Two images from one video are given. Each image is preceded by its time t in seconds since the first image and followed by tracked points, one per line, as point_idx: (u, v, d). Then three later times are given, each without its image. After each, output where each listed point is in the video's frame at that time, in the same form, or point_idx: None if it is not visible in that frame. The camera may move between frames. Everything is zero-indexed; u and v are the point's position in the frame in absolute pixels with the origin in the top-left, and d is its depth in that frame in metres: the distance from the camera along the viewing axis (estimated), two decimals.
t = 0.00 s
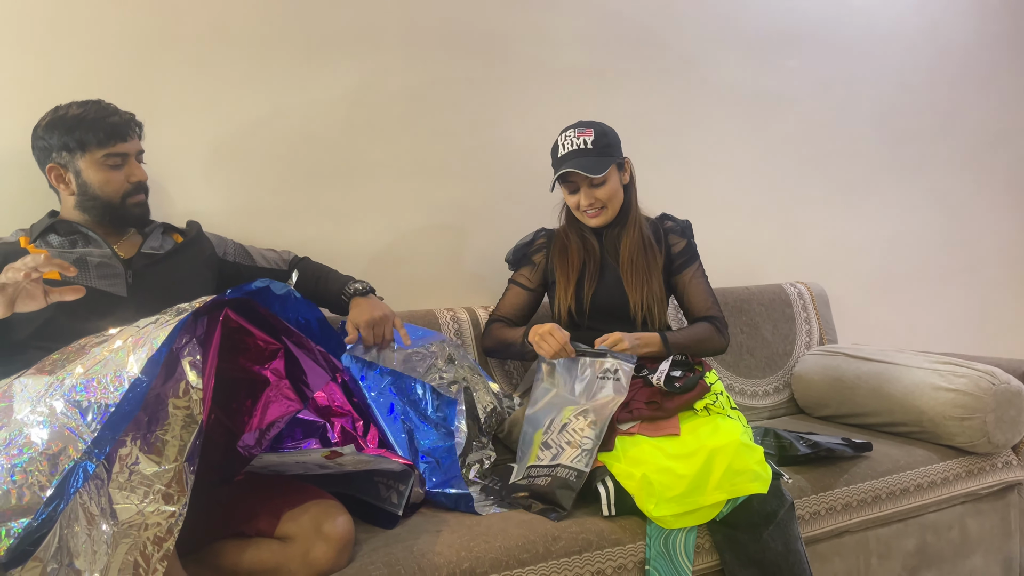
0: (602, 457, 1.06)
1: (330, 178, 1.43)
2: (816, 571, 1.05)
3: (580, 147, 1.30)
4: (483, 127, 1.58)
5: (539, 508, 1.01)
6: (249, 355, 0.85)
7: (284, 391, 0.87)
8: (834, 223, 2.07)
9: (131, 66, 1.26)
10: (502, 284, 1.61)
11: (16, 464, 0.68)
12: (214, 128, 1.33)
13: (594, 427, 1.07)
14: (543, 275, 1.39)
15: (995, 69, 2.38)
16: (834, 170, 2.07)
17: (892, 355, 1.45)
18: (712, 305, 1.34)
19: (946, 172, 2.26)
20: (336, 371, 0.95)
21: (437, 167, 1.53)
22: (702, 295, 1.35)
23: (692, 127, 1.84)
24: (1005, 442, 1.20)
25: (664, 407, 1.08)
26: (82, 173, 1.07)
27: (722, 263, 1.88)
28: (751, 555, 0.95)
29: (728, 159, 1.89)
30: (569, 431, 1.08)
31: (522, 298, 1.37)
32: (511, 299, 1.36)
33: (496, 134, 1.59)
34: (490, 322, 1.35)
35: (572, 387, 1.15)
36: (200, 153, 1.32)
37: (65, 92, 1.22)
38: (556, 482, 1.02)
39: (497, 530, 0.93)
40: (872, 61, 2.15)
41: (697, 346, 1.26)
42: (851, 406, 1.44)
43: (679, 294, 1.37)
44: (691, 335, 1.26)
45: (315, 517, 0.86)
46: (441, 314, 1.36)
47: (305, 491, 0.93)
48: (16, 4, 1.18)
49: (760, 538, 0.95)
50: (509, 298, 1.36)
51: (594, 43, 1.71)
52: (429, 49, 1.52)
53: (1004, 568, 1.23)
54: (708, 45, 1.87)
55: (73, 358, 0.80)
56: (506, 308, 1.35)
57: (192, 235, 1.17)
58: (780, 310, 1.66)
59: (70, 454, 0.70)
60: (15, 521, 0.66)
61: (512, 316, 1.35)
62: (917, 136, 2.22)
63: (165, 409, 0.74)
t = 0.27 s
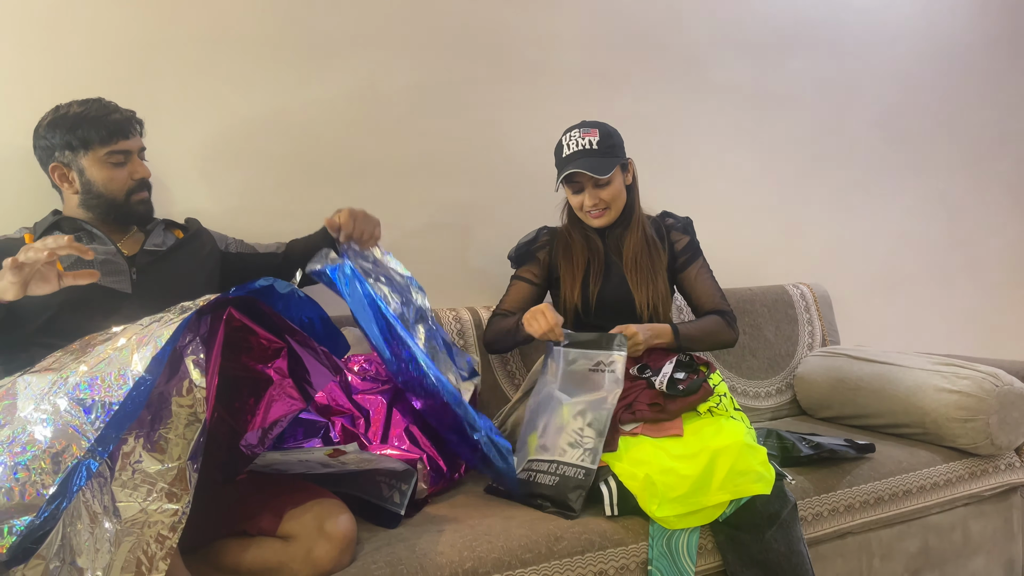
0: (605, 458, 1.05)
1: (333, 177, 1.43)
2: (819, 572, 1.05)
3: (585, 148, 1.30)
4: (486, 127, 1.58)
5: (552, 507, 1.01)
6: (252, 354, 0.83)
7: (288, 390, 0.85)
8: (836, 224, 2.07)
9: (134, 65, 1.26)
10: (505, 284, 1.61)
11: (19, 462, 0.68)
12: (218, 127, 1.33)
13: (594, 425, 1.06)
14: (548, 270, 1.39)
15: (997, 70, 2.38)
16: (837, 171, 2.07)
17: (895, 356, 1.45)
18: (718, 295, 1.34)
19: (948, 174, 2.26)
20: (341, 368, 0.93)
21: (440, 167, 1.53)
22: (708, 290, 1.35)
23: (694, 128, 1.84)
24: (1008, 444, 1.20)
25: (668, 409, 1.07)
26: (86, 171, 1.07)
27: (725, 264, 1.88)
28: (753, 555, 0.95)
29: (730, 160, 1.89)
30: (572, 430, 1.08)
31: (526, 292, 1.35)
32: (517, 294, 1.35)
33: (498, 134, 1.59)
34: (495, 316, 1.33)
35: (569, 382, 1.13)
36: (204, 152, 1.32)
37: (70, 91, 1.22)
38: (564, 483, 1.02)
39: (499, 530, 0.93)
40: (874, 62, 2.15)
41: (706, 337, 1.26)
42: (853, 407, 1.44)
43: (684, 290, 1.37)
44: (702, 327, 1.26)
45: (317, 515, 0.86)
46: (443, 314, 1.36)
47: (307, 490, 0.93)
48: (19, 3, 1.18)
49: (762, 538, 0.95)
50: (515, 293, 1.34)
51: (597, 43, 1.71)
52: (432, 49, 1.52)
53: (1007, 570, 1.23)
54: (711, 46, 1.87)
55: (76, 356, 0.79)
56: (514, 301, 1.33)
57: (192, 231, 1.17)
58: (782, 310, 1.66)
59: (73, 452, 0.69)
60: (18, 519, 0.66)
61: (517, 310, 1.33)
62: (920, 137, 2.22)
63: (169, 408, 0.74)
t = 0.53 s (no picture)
0: (605, 459, 1.05)
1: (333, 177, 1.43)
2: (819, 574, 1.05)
3: (588, 146, 1.30)
4: (486, 128, 1.58)
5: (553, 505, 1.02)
6: (251, 353, 0.82)
7: (287, 390, 0.83)
8: (837, 225, 2.06)
9: (133, 66, 1.26)
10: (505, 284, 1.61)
11: (18, 462, 0.67)
12: (218, 128, 1.33)
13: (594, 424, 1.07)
14: (547, 272, 1.39)
15: (998, 71, 2.37)
16: (837, 172, 2.07)
17: (895, 357, 1.45)
18: (717, 295, 1.33)
19: (949, 175, 2.25)
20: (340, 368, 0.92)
21: (440, 167, 1.53)
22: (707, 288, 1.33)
23: (694, 129, 1.84)
24: (1007, 445, 1.20)
25: (667, 410, 1.07)
26: (73, 170, 1.08)
27: (725, 264, 1.88)
28: (752, 556, 0.95)
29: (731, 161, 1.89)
30: (572, 430, 1.08)
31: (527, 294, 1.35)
32: (517, 297, 1.35)
33: (498, 135, 1.59)
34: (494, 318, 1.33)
35: (568, 380, 1.14)
36: (204, 153, 1.32)
37: (71, 91, 1.22)
38: (564, 481, 1.02)
39: (498, 531, 0.93)
40: (875, 63, 2.14)
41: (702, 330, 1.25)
42: (853, 408, 1.43)
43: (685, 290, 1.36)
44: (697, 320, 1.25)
45: (316, 516, 0.86)
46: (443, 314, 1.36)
47: (306, 490, 0.93)
48: (18, 3, 1.19)
49: (762, 539, 0.95)
50: (515, 296, 1.34)
51: (597, 44, 1.71)
52: (432, 49, 1.52)
53: (1007, 571, 1.23)
54: (711, 46, 1.87)
55: (75, 355, 0.79)
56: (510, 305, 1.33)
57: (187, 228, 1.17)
58: (782, 311, 1.66)
59: (72, 453, 0.69)
60: (17, 519, 0.66)
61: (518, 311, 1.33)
62: (920, 138, 2.21)
63: (167, 408, 0.75)
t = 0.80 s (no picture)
0: (605, 459, 1.06)
1: (333, 177, 1.43)
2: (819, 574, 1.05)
3: (591, 144, 1.30)
4: (486, 128, 1.58)
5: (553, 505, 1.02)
6: (251, 354, 0.82)
7: (287, 391, 0.83)
8: (837, 226, 2.06)
9: (133, 66, 1.26)
10: (505, 284, 1.61)
11: (18, 462, 0.67)
12: (219, 128, 1.33)
13: (597, 425, 1.06)
14: (548, 274, 1.39)
15: (999, 72, 2.37)
16: (837, 172, 2.07)
17: (895, 358, 1.45)
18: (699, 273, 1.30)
19: (949, 175, 2.25)
20: (338, 369, 0.91)
21: (440, 167, 1.53)
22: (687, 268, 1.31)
23: (694, 130, 1.84)
24: (1008, 446, 1.20)
25: (667, 411, 1.08)
26: (63, 172, 1.08)
27: (725, 265, 1.88)
28: (752, 557, 0.95)
29: (731, 161, 1.89)
30: (574, 430, 1.07)
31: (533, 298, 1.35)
32: (524, 300, 1.34)
33: (499, 135, 1.59)
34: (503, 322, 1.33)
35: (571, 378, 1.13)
36: (205, 153, 1.32)
37: (73, 91, 1.23)
38: (566, 483, 1.02)
39: (498, 531, 0.93)
40: (875, 64, 2.14)
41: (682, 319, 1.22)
42: (854, 409, 1.43)
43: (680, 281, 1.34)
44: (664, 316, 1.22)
45: (316, 516, 0.87)
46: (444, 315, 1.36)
47: (306, 490, 0.93)
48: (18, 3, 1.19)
49: (761, 540, 0.95)
50: (522, 300, 1.33)
51: (597, 44, 1.71)
52: (432, 49, 1.52)
53: (1007, 572, 1.23)
54: (711, 47, 1.87)
55: (75, 355, 0.79)
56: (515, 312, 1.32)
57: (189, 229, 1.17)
58: (782, 312, 1.66)
59: (72, 452, 0.69)
60: (17, 519, 0.65)
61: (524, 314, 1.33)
62: (921, 139, 2.21)
63: (167, 408, 0.75)
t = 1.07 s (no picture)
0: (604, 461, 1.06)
1: (332, 177, 1.43)
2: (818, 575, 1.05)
3: (591, 143, 1.30)
4: (486, 128, 1.58)
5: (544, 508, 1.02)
6: (251, 355, 0.82)
7: (287, 393, 0.83)
8: (837, 226, 2.06)
9: (132, 66, 1.26)
10: (505, 285, 1.61)
11: (18, 463, 0.68)
12: (218, 128, 1.33)
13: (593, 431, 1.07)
14: (545, 277, 1.39)
15: (998, 72, 2.37)
16: (837, 172, 2.07)
17: (894, 358, 1.45)
18: (681, 285, 1.28)
19: (949, 175, 2.25)
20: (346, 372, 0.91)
21: (440, 168, 1.53)
22: (669, 277, 1.29)
23: (694, 130, 1.84)
24: (1007, 446, 1.20)
25: (666, 413, 1.07)
26: (71, 176, 1.08)
27: (725, 265, 1.88)
28: (752, 558, 0.95)
29: (731, 161, 1.89)
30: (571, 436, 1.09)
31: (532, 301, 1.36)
32: (523, 305, 1.35)
33: (499, 135, 1.59)
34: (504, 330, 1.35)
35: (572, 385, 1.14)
36: (205, 154, 1.32)
37: (74, 92, 1.23)
38: (559, 487, 1.02)
39: (498, 532, 0.93)
40: (875, 64, 2.14)
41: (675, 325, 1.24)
42: (854, 410, 1.43)
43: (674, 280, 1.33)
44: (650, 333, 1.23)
45: (316, 517, 0.86)
46: (443, 315, 1.36)
47: (305, 491, 0.93)
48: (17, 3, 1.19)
49: (761, 541, 0.95)
50: (521, 304, 1.35)
51: (597, 44, 1.71)
52: (432, 49, 1.52)
53: (1007, 572, 1.23)
54: (711, 47, 1.87)
55: (75, 356, 0.79)
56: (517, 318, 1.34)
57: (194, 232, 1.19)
58: (782, 312, 1.66)
59: (72, 454, 0.69)
60: (15, 522, 0.66)
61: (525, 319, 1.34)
62: (921, 139, 2.21)
63: (167, 410, 0.74)
